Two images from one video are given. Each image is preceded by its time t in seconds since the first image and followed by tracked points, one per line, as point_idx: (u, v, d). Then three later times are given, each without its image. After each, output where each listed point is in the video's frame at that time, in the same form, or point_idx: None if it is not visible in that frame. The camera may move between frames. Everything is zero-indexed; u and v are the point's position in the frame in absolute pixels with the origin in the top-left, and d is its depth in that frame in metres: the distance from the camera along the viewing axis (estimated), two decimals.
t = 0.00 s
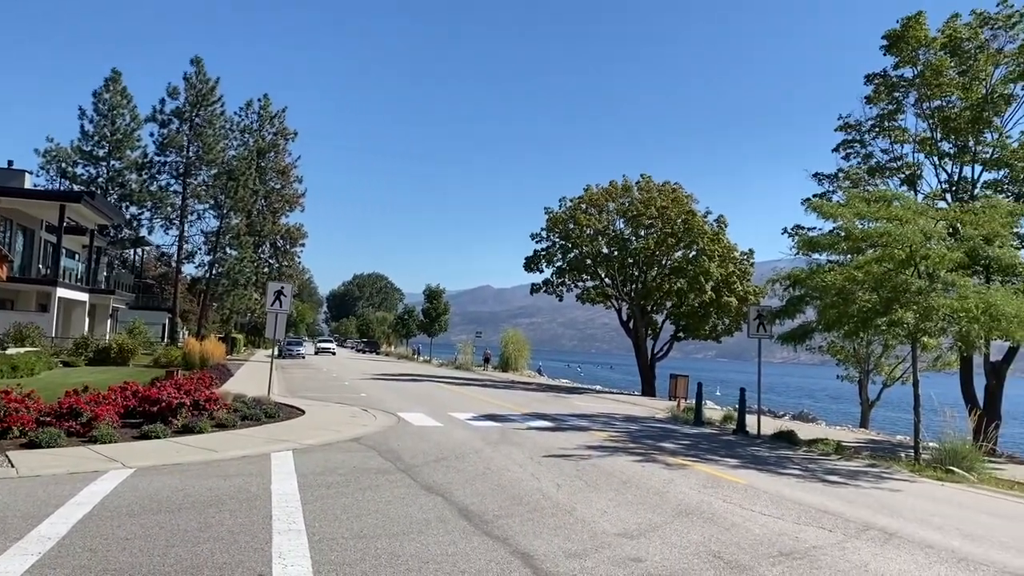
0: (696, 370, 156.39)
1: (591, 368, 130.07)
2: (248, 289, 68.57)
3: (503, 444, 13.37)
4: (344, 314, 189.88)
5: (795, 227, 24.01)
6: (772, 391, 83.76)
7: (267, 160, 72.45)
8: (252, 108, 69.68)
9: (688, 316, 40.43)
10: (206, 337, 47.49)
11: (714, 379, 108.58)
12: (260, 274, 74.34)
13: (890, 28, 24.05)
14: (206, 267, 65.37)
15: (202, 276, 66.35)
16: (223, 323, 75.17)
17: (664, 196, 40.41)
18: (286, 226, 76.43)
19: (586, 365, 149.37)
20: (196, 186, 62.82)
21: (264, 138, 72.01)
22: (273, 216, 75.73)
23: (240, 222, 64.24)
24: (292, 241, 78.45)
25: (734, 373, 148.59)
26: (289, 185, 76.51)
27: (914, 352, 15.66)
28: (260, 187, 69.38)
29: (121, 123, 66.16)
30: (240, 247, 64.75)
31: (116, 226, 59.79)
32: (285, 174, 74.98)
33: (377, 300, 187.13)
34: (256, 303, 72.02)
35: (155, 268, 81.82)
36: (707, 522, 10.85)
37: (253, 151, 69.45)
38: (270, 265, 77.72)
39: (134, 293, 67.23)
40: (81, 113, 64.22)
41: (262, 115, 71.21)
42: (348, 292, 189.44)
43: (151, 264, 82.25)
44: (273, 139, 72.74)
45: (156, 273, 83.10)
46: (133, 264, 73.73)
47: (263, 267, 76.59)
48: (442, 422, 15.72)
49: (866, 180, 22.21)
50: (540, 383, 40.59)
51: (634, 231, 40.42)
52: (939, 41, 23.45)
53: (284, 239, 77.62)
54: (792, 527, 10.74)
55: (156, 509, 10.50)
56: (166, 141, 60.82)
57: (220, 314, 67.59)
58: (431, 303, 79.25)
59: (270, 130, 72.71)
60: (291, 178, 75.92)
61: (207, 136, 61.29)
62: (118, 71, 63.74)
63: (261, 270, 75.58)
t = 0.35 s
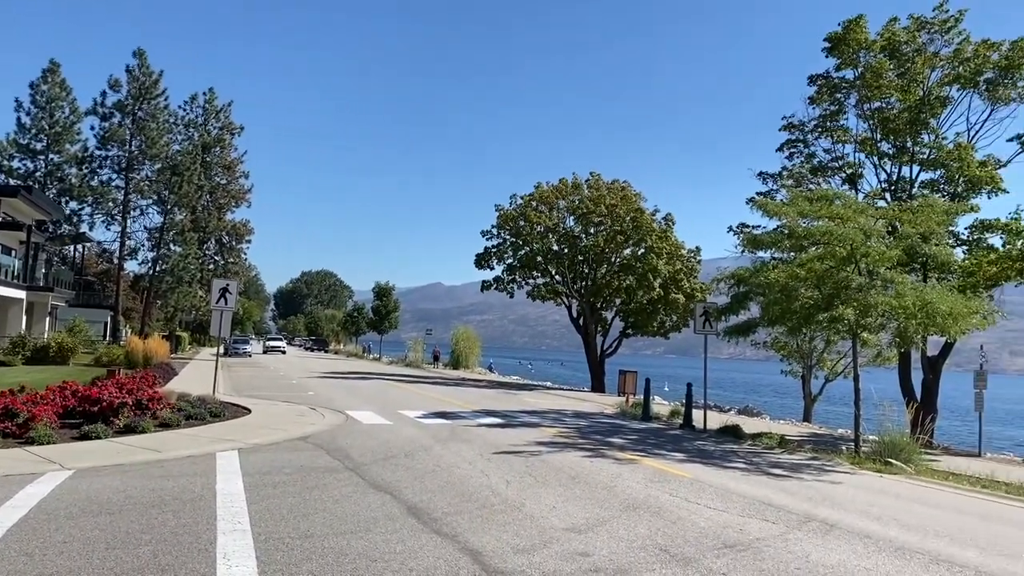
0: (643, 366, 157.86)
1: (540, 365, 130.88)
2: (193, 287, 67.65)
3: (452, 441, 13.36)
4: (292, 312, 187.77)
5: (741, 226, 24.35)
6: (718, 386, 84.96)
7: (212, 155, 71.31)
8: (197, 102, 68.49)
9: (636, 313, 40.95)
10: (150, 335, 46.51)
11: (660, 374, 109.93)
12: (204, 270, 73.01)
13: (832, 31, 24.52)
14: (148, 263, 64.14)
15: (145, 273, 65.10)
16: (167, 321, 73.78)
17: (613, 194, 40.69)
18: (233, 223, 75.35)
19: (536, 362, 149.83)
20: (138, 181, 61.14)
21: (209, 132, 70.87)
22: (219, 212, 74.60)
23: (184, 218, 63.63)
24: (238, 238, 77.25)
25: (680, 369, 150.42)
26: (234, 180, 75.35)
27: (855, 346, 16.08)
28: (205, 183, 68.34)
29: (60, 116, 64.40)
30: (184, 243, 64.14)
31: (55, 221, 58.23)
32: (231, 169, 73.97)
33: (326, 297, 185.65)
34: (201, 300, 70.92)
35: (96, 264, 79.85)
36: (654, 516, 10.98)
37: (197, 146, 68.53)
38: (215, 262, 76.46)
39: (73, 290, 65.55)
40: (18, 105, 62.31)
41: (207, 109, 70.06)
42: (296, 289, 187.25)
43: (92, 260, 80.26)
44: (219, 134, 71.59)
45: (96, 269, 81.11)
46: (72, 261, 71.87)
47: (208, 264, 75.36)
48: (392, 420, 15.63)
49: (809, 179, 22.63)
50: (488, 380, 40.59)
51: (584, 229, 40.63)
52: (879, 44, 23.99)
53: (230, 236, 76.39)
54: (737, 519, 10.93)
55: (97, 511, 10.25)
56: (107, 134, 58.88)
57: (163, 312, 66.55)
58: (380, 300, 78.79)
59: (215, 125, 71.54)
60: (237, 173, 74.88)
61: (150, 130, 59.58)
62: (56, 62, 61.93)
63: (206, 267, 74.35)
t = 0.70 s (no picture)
0: (590, 363, 158.80)
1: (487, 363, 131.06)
2: (133, 285, 66.25)
3: (399, 440, 13.30)
4: (237, 310, 184.77)
5: (687, 224, 24.63)
6: (663, 382, 85.99)
7: (152, 150, 69.85)
8: (137, 95, 66.97)
9: (584, 310, 41.20)
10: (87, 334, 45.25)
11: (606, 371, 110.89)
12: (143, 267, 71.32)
13: (774, 32, 24.94)
14: (86, 261, 62.48)
15: (82, 271, 63.41)
16: (106, 320, 71.96)
17: (561, 192, 40.92)
18: (174, 219, 73.88)
19: (484, 359, 149.76)
20: (76, 176, 58.66)
21: (149, 127, 69.42)
22: (160, 209, 73.06)
23: (123, 214, 62.40)
24: (180, 235, 75.71)
25: (626, 365, 151.79)
26: (176, 176, 73.88)
27: (795, 342, 16.44)
28: (145, 179, 66.91)
29: None
30: (125, 240, 62.67)
31: None
32: (173, 165, 72.56)
33: (270, 295, 183.23)
34: (142, 298, 69.38)
35: (30, 262, 77.42)
36: (600, 511, 11.08)
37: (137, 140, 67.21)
38: (156, 259, 74.80)
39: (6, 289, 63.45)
40: None
41: (147, 103, 68.60)
42: (240, 287, 184.23)
43: (26, 258, 77.76)
44: (159, 129, 70.14)
45: (31, 268, 78.57)
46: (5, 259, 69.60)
47: (149, 262, 73.71)
48: (338, 419, 15.50)
49: (752, 178, 22.98)
50: (437, 378, 40.44)
51: (533, 226, 40.78)
52: (819, 46, 24.47)
53: (171, 232, 74.84)
54: (682, 513, 11.10)
55: (31, 515, 9.96)
56: (42, 128, 56.87)
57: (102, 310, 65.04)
58: (327, 298, 77.95)
59: (156, 119, 70.08)
60: (179, 169, 73.46)
61: (87, 124, 57.85)
62: None
63: (147, 265, 72.73)
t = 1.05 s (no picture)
0: (536, 360, 159.10)
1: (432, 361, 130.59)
2: (67, 282, 64.35)
3: (343, 439, 13.18)
4: (177, 309, 180.81)
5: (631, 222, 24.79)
6: (608, 379, 86.77)
7: (87, 144, 68.04)
8: (71, 88, 65.06)
9: (531, 308, 41.42)
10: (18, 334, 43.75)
11: (550, 367, 111.47)
12: (76, 263, 69.21)
13: (716, 34, 25.28)
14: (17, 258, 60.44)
15: (13, 269, 61.31)
16: (38, 319, 69.70)
17: (508, 189, 40.96)
18: (111, 215, 71.97)
19: (431, 357, 149.15)
20: (5, 170, 56.49)
21: (84, 120, 67.53)
22: (95, 205, 71.09)
23: (57, 209, 60.63)
24: (116, 231, 73.76)
25: (571, 362, 152.61)
26: (112, 171, 71.99)
27: (735, 338, 16.75)
28: (79, 173, 65.03)
29: None
30: (58, 237, 60.77)
31: None
32: (109, 159, 70.72)
33: (211, 293, 179.76)
34: (76, 296, 67.40)
35: None
36: (545, 507, 11.14)
37: (71, 134, 65.49)
38: (92, 256, 72.75)
39: None
40: None
41: (81, 96, 66.71)
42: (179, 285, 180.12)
43: None
44: (94, 122, 68.28)
45: None
46: None
47: (83, 258, 71.66)
48: (281, 419, 15.29)
49: (694, 177, 23.26)
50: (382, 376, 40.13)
51: (479, 224, 40.73)
52: (759, 48, 24.89)
53: (107, 229, 72.85)
54: (625, 507, 11.21)
55: None
56: None
57: (33, 309, 62.95)
58: (268, 296, 76.77)
59: (90, 112, 68.20)
60: (115, 164, 71.60)
61: (18, 116, 55.96)
62: None
63: (81, 262, 70.68)
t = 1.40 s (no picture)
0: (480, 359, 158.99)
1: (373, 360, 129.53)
2: None
3: (283, 439, 13.02)
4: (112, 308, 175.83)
5: (573, 220, 24.92)
6: (551, 376, 87.25)
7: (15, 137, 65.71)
8: None
9: (475, 306, 41.48)
10: None
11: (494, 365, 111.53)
12: (2, 260, 66.72)
13: (656, 34, 25.59)
14: None
15: None
16: None
17: (452, 187, 40.87)
18: (40, 211, 69.63)
19: (375, 356, 147.99)
20: None
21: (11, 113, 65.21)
22: (24, 200, 68.70)
23: None
24: (46, 228, 71.39)
25: (516, 360, 152.90)
26: (42, 166, 69.69)
27: (675, 334, 17.02)
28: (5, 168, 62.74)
29: None
30: None
31: None
32: (38, 154, 68.44)
33: (147, 292, 175.30)
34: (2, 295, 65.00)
35: None
36: (487, 504, 11.16)
37: None
38: (20, 253, 70.28)
39: None
40: None
41: (9, 88, 64.41)
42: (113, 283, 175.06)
43: None
44: (22, 115, 65.99)
45: None
46: None
47: (10, 256, 69.18)
48: (219, 419, 15.02)
49: (635, 176, 23.50)
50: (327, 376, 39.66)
51: (423, 221, 40.52)
52: (699, 49, 25.25)
53: (36, 225, 70.46)
54: (567, 503, 11.30)
55: None
56: None
57: None
58: (206, 295, 75.20)
59: (18, 105, 65.90)
60: (45, 158, 69.32)
61: None
62: None
63: (8, 259, 68.22)
